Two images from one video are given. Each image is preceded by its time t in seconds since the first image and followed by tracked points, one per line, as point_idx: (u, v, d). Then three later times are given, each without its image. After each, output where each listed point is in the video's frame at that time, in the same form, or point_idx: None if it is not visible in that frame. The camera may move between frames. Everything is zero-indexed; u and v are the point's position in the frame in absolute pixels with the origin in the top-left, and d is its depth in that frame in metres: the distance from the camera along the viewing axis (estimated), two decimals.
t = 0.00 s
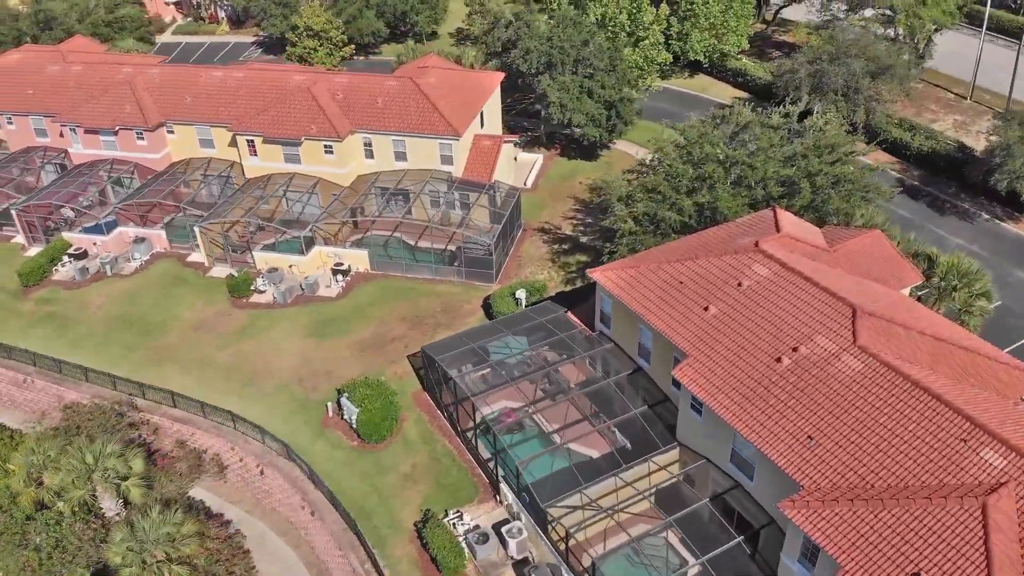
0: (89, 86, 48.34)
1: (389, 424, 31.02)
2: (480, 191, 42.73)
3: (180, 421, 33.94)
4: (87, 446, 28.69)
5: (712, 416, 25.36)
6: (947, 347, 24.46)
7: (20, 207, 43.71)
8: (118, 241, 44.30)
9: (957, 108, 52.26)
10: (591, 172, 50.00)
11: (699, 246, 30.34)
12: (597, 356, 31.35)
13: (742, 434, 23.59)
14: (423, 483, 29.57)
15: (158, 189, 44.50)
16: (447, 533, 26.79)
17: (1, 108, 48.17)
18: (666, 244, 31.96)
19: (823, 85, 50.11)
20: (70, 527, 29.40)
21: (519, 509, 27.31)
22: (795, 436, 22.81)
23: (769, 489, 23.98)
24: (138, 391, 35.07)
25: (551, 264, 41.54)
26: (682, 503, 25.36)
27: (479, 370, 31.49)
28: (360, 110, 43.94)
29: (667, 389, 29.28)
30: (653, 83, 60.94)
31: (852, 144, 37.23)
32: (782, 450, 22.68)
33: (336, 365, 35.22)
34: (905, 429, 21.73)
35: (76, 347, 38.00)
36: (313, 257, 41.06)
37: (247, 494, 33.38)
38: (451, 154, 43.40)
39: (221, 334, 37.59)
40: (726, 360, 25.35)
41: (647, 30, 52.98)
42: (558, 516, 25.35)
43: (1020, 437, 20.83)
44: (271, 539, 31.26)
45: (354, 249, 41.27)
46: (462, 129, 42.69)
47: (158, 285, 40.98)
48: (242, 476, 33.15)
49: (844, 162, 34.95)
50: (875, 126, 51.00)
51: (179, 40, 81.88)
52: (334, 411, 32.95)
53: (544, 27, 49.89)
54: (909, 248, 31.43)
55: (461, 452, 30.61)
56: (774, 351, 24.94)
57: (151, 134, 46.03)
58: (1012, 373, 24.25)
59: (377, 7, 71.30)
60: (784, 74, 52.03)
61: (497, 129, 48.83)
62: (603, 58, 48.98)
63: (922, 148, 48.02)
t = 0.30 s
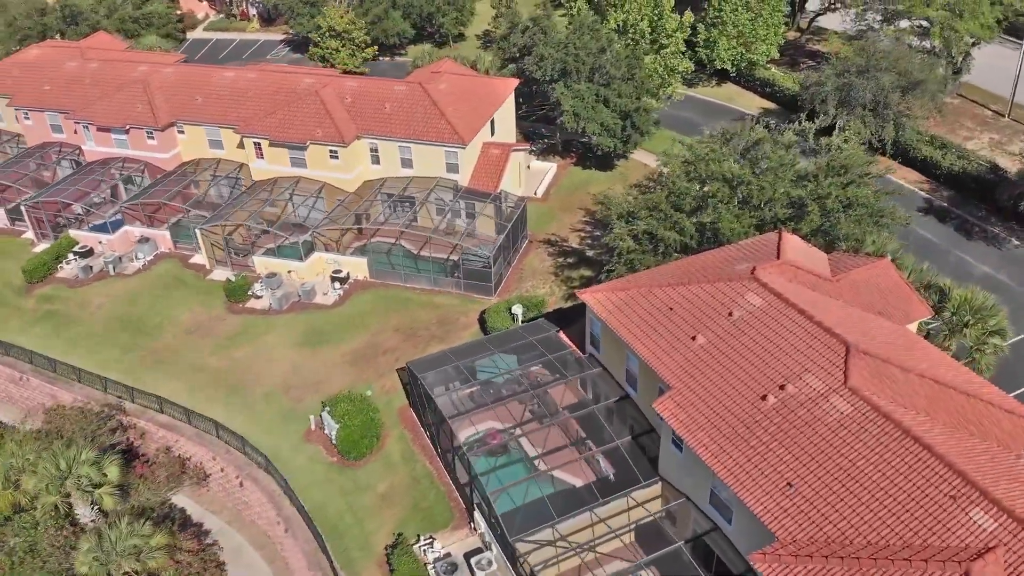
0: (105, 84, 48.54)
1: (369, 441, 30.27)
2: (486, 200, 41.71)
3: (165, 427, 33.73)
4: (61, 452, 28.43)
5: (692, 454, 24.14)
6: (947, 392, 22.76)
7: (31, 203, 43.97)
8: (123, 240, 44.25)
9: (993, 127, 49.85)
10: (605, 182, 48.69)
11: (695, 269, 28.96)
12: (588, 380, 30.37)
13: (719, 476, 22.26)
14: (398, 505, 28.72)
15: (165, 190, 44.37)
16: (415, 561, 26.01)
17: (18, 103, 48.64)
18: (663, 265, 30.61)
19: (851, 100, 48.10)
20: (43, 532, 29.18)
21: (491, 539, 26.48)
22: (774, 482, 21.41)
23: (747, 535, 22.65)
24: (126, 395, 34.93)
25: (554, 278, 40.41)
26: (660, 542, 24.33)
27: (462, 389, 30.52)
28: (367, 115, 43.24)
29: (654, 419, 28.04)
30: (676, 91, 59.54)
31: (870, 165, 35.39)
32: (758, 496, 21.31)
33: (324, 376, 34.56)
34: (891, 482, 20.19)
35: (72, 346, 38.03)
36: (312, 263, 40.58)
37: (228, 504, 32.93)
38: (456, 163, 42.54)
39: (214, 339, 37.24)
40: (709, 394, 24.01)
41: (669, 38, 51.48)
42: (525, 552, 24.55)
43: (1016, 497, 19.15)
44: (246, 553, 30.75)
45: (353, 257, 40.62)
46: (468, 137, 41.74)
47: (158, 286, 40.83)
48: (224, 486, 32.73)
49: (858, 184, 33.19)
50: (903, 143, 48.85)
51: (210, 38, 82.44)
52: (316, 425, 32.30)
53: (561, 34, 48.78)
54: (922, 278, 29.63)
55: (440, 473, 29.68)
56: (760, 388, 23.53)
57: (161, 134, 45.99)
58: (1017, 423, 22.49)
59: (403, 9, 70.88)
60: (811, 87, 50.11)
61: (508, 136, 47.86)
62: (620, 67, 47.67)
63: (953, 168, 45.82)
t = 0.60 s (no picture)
0: (121, 81, 48.72)
1: (348, 458, 29.56)
2: (491, 210, 40.79)
3: (151, 432, 33.40)
4: (37, 457, 28.15)
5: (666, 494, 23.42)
6: (943, 441, 21.14)
7: (41, 199, 44.02)
8: (129, 239, 44.21)
9: None
10: (618, 193, 47.41)
11: (689, 293, 27.63)
12: (577, 402, 29.60)
13: (691, 520, 21.02)
14: (372, 526, 27.98)
15: (172, 190, 44.22)
16: None
17: (37, 99, 49.07)
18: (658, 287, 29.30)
19: (879, 114, 46.04)
20: (18, 536, 28.90)
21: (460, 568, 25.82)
22: (747, 530, 20.10)
23: None
24: (116, 397, 34.72)
25: (556, 292, 39.35)
26: None
27: (446, 410, 29.71)
28: (374, 120, 42.55)
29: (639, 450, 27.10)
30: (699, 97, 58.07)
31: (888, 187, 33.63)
32: (730, 546, 20.02)
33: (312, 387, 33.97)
34: (871, 539, 18.73)
35: (69, 345, 38.05)
36: (311, 269, 39.95)
37: (209, 513, 32.55)
38: (462, 171, 41.64)
39: (208, 343, 36.93)
40: (689, 430, 22.75)
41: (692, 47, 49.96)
42: None
43: (1006, 564, 17.52)
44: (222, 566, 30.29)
45: (353, 264, 39.90)
46: (474, 145, 40.78)
47: (159, 287, 40.74)
48: (205, 495, 32.33)
49: (871, 207, 31.51)
50: (933, 161, 46.70)
51: (241, 35, 82.74)
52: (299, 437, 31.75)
53: (578, 41, 47.61)
54: (932, 311, 27.93)
55: (418, 494, 28.91)
56: (742, 426, 22.19)
57: (172, 133, 45.93)
58: (1018, 477, 20.81)
59: (430, 10, 70.28)
60: (838, 100, 48.14)
61: (518, 144, 46.88)
62: (637, 75, 46.32)
63: (985, 189, 43.59)
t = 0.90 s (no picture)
0: (137, 79, 48.92)
1: (326, 473, 29.00)
2: (495, 219, 39.84)
3: (137, 435, 33.22)
4: (14, 459, 28.02)
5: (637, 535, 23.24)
6: (933, 494, 19.60)
7: (55, 196, 44.23)
8: (136, 237, 44.19)
9: None
10: (631, 205, 46.15)
11: (680, 320, 26.38)
12: (565, 427, 28.84)
13: (656, 567, 19.83)
14: (344, 546, 27.37)
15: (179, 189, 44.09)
16: None
17: (55, 95, 49.54)
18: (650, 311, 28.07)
19: (907, 131, 44.03)
20: None
21: None
22: None
23: None
24: (106, 398, 34.63)
25: (557, 306, 38.34)
26: None
27: (427, 431, 28.87)
28: (380, 125, 41.91)
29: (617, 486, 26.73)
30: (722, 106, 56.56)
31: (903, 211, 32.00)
32: None
33: (299, 397, 33.47)
34: None
35: (67, 343, 38.14)
36: (309, 275, 39.49)
37: (190, 520, 32.28)
38: (466, 179, 40.75)
39: (201, 347, 36.70)
40: (663, 469, 21.56)
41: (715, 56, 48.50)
42: None
43: None
44: None
45: (351, 271, 39.34)
46: (479, 154, 39.89)
47: (160, 287, 40.69)
48: (187, 502, 32.07)
49: (882, 234, 29.93)
50: (963, 181, 44.61)
51: (272, 33, 82.97)
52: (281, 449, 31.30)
53: (596, 48, 46.47)
54: (939, 347, 26.30)
55: (393, 514, 28.22)
56: (718, 467, 20.93)
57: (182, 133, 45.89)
58: (1012, 537, 19.25)
59: (456, 12, 69.60)
60: (864, 115, 46.25)
61: (529, 152, 45.91)
62: (654, 84, 45.02)
63: (1016, 213, 41.40)
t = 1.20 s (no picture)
0: (154, 77, 49.07)
1: (303, 489, 28.43)
2: (500, 229, 38.92)
3: (124, 438, 33.04)
4: None
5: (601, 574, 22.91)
6: (915, 553, 18.17)
7: (68, 191, 44.26)
8: (143, 236, 44.04)
9: None
10: (644, 218, 44.82)
11: (668, 347, 25.19)
12: (551, 452, 28.16)
13: None
14: (314, 565, 26.75)
15: (188, 189, 44.00)
16: None
17: (74, 91, 49.94)
18: (640, 336, 26.94)
19: (936, 149, 42.04)
20: None
21: None
22: None
23: None
24: (97, 399, 34.56)
25: (557, 321, 37.25)
26: None
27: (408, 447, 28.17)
28: (387, 130, 41.28)
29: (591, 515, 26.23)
30: (748, 117, 54.86)
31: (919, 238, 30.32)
32: None
33: (286, 407, 32.96)
34: None
35: (66, 340, 38.20)
36: (308, 281, 39.07)
37: (172, 527, 31.98)
38: (471, 188, 39.86)
39: (195, 351, 36.44)
40: (632, 509, 20.41)
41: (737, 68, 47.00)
42: None
43: None
44: None
45: (349, 279, 38.84)
46: (484, 163, 39.00)
47: (162, 288, 40.59)
48: (169, 508, 31.77)
49: (893, 262, 28.26)
50: (994, 204, 42.48)
51: (303, 31, 83.06)
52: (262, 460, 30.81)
53: (613, 56, 45.15)
54: (943, 388, 24.67)
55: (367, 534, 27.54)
56: (688, 510, 19.72)
57: (194, 132, 45.81)
58: None
59: (483, 14, 68.83)
60: (892, 131, 44.37)
61: (539, 161, 44.93)
62: (672, 94, 43.49)
63: None
